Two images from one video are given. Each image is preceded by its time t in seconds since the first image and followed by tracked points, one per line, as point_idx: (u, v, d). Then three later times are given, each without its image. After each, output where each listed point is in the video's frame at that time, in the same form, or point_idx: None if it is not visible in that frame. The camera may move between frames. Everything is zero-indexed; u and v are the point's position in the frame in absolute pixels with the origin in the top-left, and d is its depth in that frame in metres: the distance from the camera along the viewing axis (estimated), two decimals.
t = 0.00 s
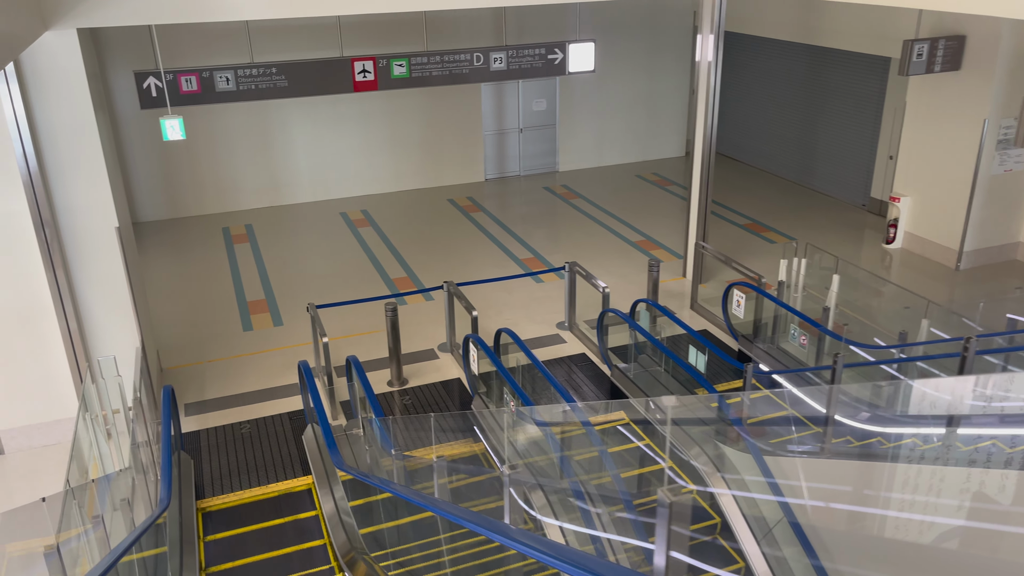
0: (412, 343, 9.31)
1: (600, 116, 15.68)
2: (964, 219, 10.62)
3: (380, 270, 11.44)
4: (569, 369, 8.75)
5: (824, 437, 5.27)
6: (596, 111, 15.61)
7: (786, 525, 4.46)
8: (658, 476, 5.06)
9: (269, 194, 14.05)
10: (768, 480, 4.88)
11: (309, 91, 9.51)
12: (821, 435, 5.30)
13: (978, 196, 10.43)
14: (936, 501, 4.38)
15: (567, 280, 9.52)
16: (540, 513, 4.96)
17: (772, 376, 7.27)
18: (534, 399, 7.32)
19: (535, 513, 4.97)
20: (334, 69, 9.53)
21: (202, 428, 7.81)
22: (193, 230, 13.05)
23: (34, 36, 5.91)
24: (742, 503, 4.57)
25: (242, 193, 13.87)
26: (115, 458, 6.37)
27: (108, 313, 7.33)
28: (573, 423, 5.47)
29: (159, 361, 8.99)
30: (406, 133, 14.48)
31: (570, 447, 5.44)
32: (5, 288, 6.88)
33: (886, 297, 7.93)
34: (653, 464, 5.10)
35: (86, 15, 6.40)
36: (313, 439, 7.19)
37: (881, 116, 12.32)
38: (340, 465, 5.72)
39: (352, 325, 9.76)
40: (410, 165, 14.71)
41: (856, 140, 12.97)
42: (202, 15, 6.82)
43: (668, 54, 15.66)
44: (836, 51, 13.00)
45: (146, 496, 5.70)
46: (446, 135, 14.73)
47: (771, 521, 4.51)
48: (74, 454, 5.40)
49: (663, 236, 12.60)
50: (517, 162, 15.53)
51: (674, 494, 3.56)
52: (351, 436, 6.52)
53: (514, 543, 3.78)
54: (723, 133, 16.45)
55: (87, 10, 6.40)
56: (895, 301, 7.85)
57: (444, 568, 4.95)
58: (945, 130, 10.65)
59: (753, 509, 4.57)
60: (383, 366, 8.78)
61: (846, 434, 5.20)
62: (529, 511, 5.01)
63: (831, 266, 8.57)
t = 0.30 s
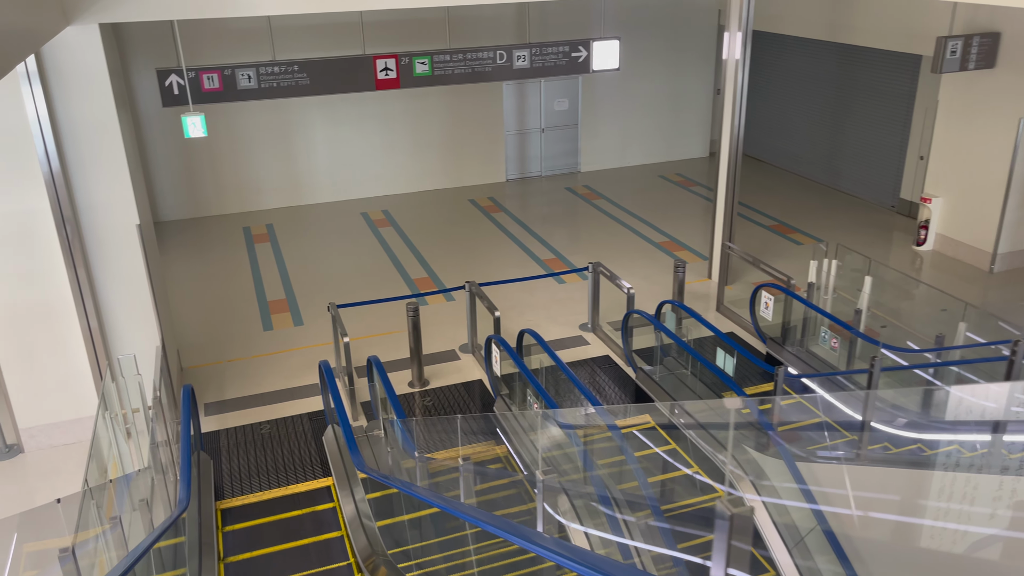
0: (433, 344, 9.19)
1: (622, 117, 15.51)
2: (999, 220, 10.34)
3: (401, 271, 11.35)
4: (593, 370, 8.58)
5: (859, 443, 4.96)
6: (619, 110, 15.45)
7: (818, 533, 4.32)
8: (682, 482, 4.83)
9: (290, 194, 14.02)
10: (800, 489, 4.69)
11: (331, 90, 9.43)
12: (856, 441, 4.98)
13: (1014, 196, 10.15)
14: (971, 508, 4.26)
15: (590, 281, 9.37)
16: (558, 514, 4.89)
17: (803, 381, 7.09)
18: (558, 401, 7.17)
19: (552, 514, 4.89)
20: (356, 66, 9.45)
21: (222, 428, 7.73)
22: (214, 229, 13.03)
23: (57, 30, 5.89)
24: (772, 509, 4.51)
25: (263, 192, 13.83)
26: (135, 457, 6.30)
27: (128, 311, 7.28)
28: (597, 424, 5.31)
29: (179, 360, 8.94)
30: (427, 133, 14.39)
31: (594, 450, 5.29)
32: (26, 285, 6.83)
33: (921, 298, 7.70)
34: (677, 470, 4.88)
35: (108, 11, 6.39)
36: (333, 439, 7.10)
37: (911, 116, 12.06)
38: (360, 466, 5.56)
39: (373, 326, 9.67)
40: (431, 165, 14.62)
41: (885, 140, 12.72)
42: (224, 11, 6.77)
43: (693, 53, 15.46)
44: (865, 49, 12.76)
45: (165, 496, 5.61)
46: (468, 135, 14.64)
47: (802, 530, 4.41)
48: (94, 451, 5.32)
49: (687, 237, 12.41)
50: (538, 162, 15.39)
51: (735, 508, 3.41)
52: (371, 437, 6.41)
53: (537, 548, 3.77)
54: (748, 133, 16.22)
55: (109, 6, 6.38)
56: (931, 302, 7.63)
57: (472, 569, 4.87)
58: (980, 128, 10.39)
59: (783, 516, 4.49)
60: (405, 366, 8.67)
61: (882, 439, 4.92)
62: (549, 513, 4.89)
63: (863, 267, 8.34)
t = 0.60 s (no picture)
0: (452, 345, 9.07)
1: (643, 116, 15.33)
2: None
3: (419, 270, 11.24)
4: (614, 372, 8.43)
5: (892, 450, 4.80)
6: (639, 109, 15.27)
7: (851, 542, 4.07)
8: (704, 488, 4.75)
9: (309, 193, 13.96)
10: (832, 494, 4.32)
11: (350, 87, 9.33)
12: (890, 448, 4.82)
13: None
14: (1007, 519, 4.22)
15: (612, 281, 9.21)
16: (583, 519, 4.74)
17: (832, 385, 6.92)
18: (579, 403, 7.02)
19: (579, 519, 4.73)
20: (375, 63, 9.35)
21: (239, 427, 7.65)
22: (233, 228, 12.99)
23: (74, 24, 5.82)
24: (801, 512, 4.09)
25: (281, 191, 13.79)
26: (151, 457, 6.23)
27: (146, 309, 7.22)
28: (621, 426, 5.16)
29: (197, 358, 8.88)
30: (446, 131, 14.29)
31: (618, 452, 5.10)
32: (44, 282, 6.78)
33: (954, 300, 7.48)
34: (698, 476, 4.81)
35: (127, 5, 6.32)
36: (351, 440, 6.99)
37: (940, 114, 11.80)
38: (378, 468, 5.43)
39: (391, 325, 9.56)
40: (450, 164, 14.52)
41: (913, 139, 12.46)
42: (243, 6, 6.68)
43: (715, 51, 15.25)
44: (893, 46, 12.50)
45: (181, 496, 5.52)
46: (487, 135, 14.52)
47: (835, 537, 4.08)
48: (110, 451, 5.24)
49: (709, 237, 12.21)
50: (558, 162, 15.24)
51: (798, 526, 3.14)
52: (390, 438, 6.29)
53: (554, 551, 3.61)
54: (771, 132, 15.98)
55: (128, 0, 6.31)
56: (966, 304, 7.38)
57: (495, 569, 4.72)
58: (1012, 126, 10.13)
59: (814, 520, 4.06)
60: (423, 367, 8.55)
61: (917, 445, 4.77)
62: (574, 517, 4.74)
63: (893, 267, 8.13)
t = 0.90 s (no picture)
0: (468, 348, 8.95)
1: (661, 118, 15.18)
2: None
3: (435, 273, 11.13)
4: (634, 376, 8.27)
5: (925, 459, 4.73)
6: (657, 111, 15.12)
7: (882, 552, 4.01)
8: (725, 496, 4.72)
9: (324, 196, 13.90)
10: (858, 500, 4.46)
11: (366, 87, 9.24)
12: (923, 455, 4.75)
13: None
14: None
15: (631, 284, 9.07)
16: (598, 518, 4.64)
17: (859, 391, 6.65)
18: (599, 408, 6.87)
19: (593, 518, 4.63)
20: (392, 63, 9.25)
21: (253, 430, 7.56)
22: (248, 230, 12.95)
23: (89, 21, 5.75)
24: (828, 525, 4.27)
25: (296, 193, 13.74)
26: (164, 459, 6.14)
27: (160, 311, 7.15)
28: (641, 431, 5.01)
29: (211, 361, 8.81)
30: (462, 133, 14.19)
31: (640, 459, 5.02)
32: (57, 283, 6.71)
33: (985, 304, 7.26)
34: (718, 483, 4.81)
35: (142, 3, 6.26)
36: (366, 444, 6.88)
37: (965, 115, 11.58)
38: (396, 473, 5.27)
39: (407, 328, 9.46)
40: (466, 166, 14.42)
41: (937, 141, 12.23)
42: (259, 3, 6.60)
43: (734, 53, 15.08)
44: (917, 46, 12.28)
45: (193, 501, 5.42)
46: (503, 137, 14.41)
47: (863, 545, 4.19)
48: (123, 454, 5.15)
49: (729, 240, 12.02)
50: (575, 164, 15.11)
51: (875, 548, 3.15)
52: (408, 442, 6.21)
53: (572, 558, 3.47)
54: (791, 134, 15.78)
55: None
56: (998, 308, 7.14)
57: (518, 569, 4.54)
58: None
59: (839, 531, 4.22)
60: (439, 370, 8.44)
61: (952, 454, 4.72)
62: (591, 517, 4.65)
63: (921, 271, 7.93)
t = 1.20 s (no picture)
0: (484, 351, 8.82)
1: (678, 120, 15.02)
2: None
3: (450, 275, 11.02)
4: (653, 380, 8.12)
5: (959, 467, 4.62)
6: (674, 113, 14.96)
7: (910, 562, 4.23)
8: (745, 503, 4.64)
9: (339, 198, 13.83)
10: (888, 510, 4.50)
11: (382, 87, 9.15)
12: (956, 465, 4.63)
13: None
14: None
15: (649, 287, 8.92)
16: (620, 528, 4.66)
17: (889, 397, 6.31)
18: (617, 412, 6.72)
19: (616, 530, 4.65)
20: (408, 63, 9.16)
21: (266, 434, 7.46)
22: (263, 232, 12.91)
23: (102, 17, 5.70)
24: (855, 534, 4.43)
25: (310, 195, 13.68)
26: (176, 463, 6.04)
27: (173, 311, 7.09)
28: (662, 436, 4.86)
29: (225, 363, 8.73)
30: (477, 135, 14.09)
31: (659, 464, 4.88)
32: (70, 283, 6.64)
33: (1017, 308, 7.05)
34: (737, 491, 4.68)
35: None
36: (381, 448, 6.76)
37: (991, 116, 11.35)
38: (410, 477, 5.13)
39: (422, 330, 9.34)
40: (481, 168, 14.32)
41: (961, 143, 12.01)
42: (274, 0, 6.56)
43: (753, 53, 14.89)
44: (941, 46, 12.07)
45: (205, 505, 5.31)
46: (519, 138, 14.29)
47: (891, 558, 4.30)
48: (135, 456, 5.05)
49: (748, 243, 11.84)
50: (591, 166, 14.97)
51: None
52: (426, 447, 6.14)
53: (590, 566, 3.51)
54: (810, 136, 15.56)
55: None
56: None
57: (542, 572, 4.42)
58: None
59: (865, 540, 4.41)
60: (455, 373, 8.31)
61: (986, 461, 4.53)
62: (612, 525, 4.67)
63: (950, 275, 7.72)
